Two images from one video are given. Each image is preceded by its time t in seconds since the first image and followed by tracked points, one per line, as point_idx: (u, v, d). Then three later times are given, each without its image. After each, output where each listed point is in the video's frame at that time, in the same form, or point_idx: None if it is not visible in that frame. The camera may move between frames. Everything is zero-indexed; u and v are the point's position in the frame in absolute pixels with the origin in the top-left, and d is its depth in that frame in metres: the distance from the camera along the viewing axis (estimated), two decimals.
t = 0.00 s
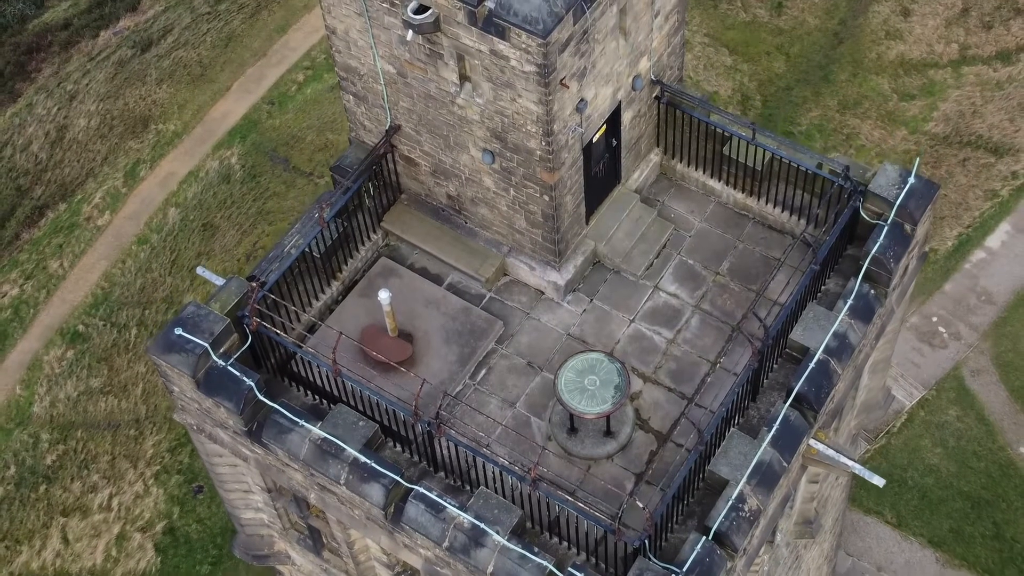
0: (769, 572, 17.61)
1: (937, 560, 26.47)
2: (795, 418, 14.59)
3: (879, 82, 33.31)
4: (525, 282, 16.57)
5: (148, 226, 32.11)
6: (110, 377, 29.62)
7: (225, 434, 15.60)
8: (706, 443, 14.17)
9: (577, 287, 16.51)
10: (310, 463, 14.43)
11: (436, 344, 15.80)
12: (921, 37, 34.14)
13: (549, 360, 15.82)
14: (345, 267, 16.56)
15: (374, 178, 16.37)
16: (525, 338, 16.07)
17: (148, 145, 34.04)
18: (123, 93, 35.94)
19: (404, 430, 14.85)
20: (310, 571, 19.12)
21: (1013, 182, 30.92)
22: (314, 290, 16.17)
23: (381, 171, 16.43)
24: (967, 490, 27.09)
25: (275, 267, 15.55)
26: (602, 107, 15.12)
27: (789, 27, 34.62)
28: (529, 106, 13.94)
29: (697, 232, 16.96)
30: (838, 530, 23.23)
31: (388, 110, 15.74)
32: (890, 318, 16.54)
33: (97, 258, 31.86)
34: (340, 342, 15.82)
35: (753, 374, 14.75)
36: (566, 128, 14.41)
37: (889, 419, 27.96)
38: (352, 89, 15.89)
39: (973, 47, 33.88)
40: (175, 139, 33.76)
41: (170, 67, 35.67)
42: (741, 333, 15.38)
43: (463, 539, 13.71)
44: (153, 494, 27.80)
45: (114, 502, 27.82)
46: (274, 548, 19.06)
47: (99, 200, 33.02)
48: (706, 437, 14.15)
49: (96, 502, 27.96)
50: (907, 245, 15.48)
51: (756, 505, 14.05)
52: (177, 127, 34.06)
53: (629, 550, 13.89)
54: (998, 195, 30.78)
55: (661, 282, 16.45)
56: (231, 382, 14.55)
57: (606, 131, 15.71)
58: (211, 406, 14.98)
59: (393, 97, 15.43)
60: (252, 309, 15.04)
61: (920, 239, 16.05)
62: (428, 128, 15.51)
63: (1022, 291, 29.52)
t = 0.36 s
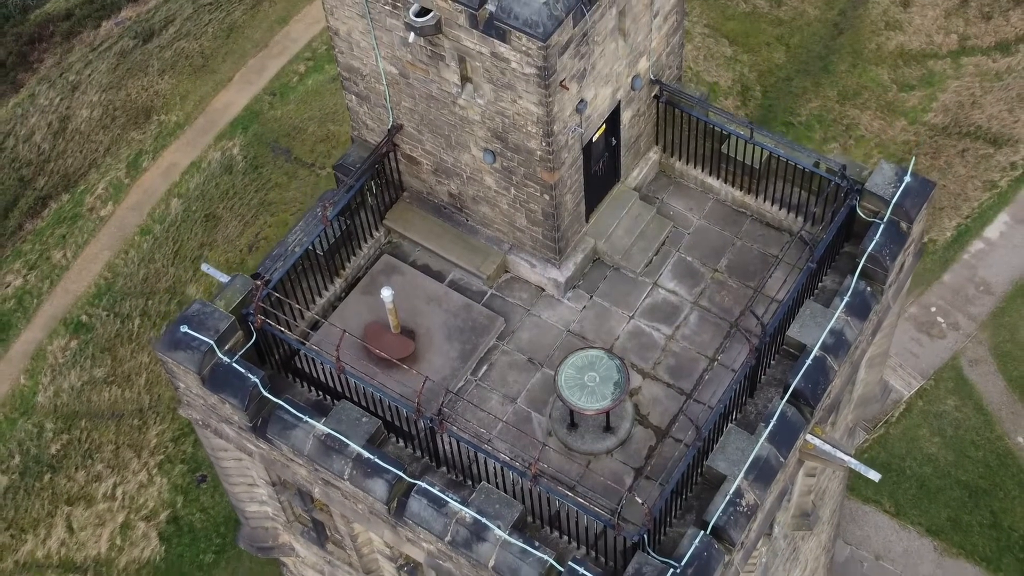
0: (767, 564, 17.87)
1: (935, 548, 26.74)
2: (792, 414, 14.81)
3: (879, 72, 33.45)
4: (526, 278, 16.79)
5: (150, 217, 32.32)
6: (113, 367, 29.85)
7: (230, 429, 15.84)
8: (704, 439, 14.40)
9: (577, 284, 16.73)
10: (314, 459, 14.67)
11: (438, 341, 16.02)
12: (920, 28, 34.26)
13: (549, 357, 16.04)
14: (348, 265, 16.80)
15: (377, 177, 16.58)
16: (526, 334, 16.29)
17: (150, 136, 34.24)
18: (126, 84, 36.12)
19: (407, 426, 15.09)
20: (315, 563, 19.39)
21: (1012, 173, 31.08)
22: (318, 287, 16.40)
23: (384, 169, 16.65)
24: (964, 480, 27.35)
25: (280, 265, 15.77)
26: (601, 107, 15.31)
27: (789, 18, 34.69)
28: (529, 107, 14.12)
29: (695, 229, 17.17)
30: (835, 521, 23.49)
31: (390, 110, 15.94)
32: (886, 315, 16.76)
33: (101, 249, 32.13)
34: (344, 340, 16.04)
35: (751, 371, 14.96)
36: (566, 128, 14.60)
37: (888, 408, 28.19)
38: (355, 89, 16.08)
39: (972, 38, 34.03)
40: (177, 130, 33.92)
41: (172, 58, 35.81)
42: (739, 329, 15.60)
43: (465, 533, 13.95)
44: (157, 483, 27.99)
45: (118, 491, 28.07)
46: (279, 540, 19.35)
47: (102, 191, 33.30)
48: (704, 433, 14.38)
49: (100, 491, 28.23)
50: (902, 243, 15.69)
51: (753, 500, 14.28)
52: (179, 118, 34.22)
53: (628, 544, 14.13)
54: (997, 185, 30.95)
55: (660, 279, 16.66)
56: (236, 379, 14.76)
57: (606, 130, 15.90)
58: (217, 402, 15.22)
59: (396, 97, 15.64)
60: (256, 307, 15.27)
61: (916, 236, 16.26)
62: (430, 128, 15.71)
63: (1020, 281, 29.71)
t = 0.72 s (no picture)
0: (764, 556, 18.11)
1: (933, 537, 26.97)
2: (789, 409, 15.01)
3: (879, 63, 33.57)
4: (527, 274, 16.99)
5: (153, 207, 32.53)
6: (117, 357, 30.08)
7: (235, 423, 16.07)
8: (702, 433, 14.60)
9: (577, 280, 16.93)
10: (318, 453, 14.89)
11: (440, 336, 16.23)
12: (920, 18, 34.36)
13: (550, 352, 16.25)
14: (351, 261, 17.02)
15: (379, 174, 16.78)
16: (527, 330, 16.50)
17: (152, 126, 34.41)
18: (128, 74, 36.26)
19: (409, 421, 15.31)
20: (319, 554, 19.64)
21: (1011, 163, 31.23)
22: (320, 283, 16.62)
23: (386, 167, 16.85)
24: (962, 469, 27.56)
25: (284, 261, 15.99)
26: (601, 106, 15.48)
27: (789, 8, 34.77)
28: (529, 107, 14.30)
29: (694, 226, 17.37)
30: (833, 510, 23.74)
31: (392, 108, 16.13)
32: (883, 310, 16.96)
33: (104, 239, 32.38)
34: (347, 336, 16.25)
35: (749, 366, 15.17)
36: (566, 127, 14.77)
37: (886, 398, 28.42)
38: (357, 87, 16.26)
39: (971, 28, 34.13)
40: (179, 121, 34.08)
41: (174, 48, 35.93)
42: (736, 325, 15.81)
43: (467, 526, 14.18)
44: (161, 472, 28.18)
45: (121, 480, 28.32)
46: (283, 531, 19.61)
47: (105, 181, 33.55)
48: (702, 428, 14.59)
49: (104, 480, 28.51)
50: (898, 239, 15.87)
51: (751, 494, 14.51)
52: (181, 108, 34.37)
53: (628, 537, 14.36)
54: (996, 175, 31.11)
55: (659, 275, 16.86)
56: (241, 374, 14.97)
57: (605, 128, 16.07)
58: (222, 397, 15.43)
59: (398, 95, 15.83)
60: (260, 304, 15.48)
61: (912, 233, 16.45)
62: (432, 127, 15.90)
63: (1018, 272, 29.87)
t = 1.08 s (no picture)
0: (762, 547, 18.36)
1: (930, 525, 27.22)
2: (785, 403, 15.24)
3: (878, 53, 33.71)
4: (527, 270, 17.22)
5: (155, 198, 32.72)
6: (119, 346, 30.32)
7: (240, 417, 16.32)
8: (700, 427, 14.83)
9: (577, 275, 17.15)
10: (322, 447, 15.13)
11: (441, 331, 16.45)
12: (919, 9, 34.46)
13: (550, 347, 16.48)
14: (353, 257, 17.25)
15: (381, 171, 16.99)
16: (527, 325, 16.73)
17: (154, 117, 34.57)
18: (129, 64, 36.40)
19: (411, 415, 15.55)
20: (322, 544, 19.91)
21: (1009, 154, 31.39)
22: (323, 279, 16.85)
23: (388, 164, 17.06)
24: (959, 457, 27.80)
25: (287, 257, 16.21)
26: (600, 104, 15.67)
27: None
28: (529, 107, 14.49)
29: (692, 222, 17.59)
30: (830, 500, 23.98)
31: (394, 106, 16.34)
32: (879, 305, 17.18)
33: (106, 229, 32.57)
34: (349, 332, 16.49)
35: (746, 362, 15.40)
36: (565, 126, 14.96)
37: (884, 387, 28.64)
38: (360, 86, 16.47)
39: (970, 19, 34.24)
40: (181, 111, 34.25)
41: (175, 39, 36.06)
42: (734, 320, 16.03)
43: (468, 519, 14.43)
44: (163, 460, 28.46)
45: (125, 469, 28.58)
46: (286, 522, 19.88)
47: (107, 171, 33.74)
48: (700, 422, 14.83)
49: (108, 469, 28.75)
50: (894, 236, 16.05)
51: (748, 487, 14.75)
52: (183, 99, 34.53)
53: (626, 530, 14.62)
54: (994, 166, 31.28)
55: (658, 270, 17.08)
56: (245, 369, 15.21)
57: (604, 126, 16.26)
58: (226, 391, 15.67)
59: (400, 94, 16.02)
60: (264, 300, 15.68)
61: (908, 229, 16.63)
62: (433, 125, 16.11)
63: (1016, 262, 30.06)
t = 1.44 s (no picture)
0: (760, 536, 18.61)
1: (928, 512, 27.48)
2: (783, 396, 15.46)
3: (877, 42, 33.84)
4: (528, 264, 17.42)
5: (157, 186, 32.87)
6: (123, 335, 30.53)
7: (245, 410, 16.54)
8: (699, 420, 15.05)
9: (578, 269, 17.35)
10: (326, 439, 15.35)
11: (444, 324, 16.67)
12: None
13: (551, 340, 16.69)
14: (357, 251, 17.46)
15: (384, 167, 17.20)
16: (528, 318, 16.94)
17: (155, 106, 34.70)
18: (131, 53, 36.51)
19: (414, 407, 15.78)
20: (326, 533, 20.18)
21: (1007, 143, 31.53)
22: (327, 273, 17.06)
23: (391, 159, 17.27)
24: (957, 445, 28.05)
25: (292, 252, 16.42)
26: (601, 101, 15.84)
27: None
28: (531, 104, 14.67)
29: (691, 216, 17.78)
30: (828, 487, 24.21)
31: (396, 102, 16.53)
32: (876, 298, 17.39)
33: (108, 217, 32.72)
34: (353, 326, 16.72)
35: (744, 355, 15.61)
36: (566, 123, 15.14)
37: (882, 375, 28.85)
38: (363, 82, 16.67)
39: (969, 8, 34.34)
40: (183, 100, 34.39)
41: (176, 28, 36.17)
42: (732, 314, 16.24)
43: (471, 510, 14.67)
44: (167, 448, 28.75)
45: (129, 456, 28.81)
46: (290, 512, 20.12)
47: (109, 160, 33.87)
48: (699, 415, 15.05)
49: (111, 456, 28.96)
50: (891, 231, 16.28)
51: (746, 478, 14.99)
52: (185, 88, 34.67)
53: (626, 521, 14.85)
54: (992, 155, 31.43)
55: (658, 264, 17.28)
56: (251, 363, 15.43)
57: (604, 122, 16.43)
58: (232, 384, 15.88)
59: (402, 90, 16.21)
60: (269, 294, 15.88)
61: (905, 223, 16.84)
62: (436, 121, 16.31)
63: (1014, 251, 30.24)
